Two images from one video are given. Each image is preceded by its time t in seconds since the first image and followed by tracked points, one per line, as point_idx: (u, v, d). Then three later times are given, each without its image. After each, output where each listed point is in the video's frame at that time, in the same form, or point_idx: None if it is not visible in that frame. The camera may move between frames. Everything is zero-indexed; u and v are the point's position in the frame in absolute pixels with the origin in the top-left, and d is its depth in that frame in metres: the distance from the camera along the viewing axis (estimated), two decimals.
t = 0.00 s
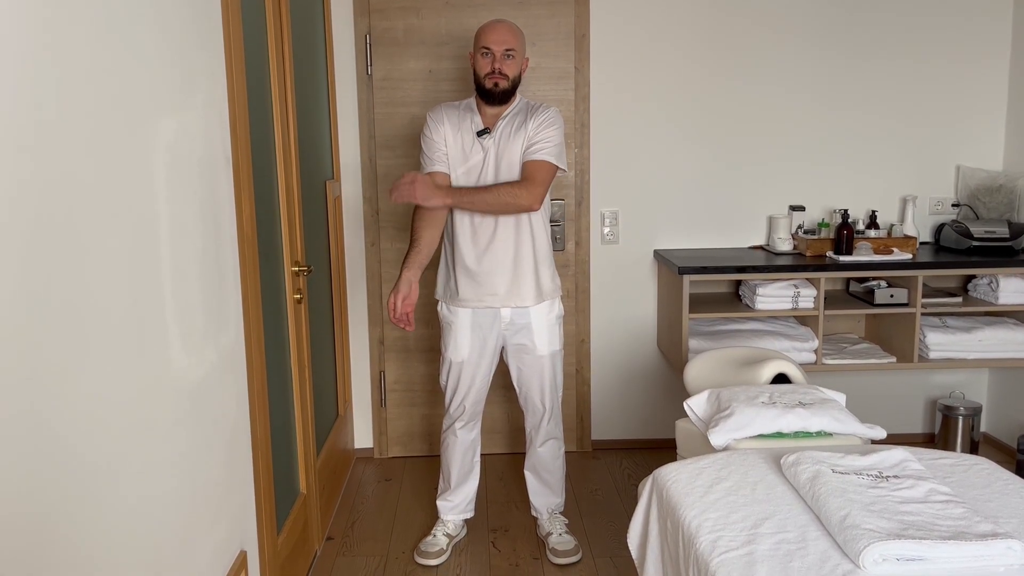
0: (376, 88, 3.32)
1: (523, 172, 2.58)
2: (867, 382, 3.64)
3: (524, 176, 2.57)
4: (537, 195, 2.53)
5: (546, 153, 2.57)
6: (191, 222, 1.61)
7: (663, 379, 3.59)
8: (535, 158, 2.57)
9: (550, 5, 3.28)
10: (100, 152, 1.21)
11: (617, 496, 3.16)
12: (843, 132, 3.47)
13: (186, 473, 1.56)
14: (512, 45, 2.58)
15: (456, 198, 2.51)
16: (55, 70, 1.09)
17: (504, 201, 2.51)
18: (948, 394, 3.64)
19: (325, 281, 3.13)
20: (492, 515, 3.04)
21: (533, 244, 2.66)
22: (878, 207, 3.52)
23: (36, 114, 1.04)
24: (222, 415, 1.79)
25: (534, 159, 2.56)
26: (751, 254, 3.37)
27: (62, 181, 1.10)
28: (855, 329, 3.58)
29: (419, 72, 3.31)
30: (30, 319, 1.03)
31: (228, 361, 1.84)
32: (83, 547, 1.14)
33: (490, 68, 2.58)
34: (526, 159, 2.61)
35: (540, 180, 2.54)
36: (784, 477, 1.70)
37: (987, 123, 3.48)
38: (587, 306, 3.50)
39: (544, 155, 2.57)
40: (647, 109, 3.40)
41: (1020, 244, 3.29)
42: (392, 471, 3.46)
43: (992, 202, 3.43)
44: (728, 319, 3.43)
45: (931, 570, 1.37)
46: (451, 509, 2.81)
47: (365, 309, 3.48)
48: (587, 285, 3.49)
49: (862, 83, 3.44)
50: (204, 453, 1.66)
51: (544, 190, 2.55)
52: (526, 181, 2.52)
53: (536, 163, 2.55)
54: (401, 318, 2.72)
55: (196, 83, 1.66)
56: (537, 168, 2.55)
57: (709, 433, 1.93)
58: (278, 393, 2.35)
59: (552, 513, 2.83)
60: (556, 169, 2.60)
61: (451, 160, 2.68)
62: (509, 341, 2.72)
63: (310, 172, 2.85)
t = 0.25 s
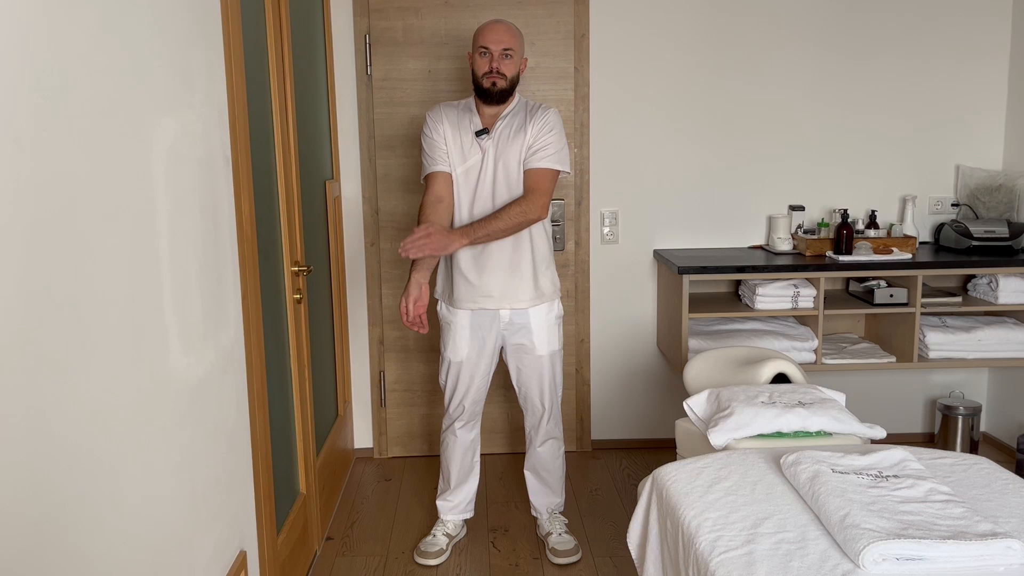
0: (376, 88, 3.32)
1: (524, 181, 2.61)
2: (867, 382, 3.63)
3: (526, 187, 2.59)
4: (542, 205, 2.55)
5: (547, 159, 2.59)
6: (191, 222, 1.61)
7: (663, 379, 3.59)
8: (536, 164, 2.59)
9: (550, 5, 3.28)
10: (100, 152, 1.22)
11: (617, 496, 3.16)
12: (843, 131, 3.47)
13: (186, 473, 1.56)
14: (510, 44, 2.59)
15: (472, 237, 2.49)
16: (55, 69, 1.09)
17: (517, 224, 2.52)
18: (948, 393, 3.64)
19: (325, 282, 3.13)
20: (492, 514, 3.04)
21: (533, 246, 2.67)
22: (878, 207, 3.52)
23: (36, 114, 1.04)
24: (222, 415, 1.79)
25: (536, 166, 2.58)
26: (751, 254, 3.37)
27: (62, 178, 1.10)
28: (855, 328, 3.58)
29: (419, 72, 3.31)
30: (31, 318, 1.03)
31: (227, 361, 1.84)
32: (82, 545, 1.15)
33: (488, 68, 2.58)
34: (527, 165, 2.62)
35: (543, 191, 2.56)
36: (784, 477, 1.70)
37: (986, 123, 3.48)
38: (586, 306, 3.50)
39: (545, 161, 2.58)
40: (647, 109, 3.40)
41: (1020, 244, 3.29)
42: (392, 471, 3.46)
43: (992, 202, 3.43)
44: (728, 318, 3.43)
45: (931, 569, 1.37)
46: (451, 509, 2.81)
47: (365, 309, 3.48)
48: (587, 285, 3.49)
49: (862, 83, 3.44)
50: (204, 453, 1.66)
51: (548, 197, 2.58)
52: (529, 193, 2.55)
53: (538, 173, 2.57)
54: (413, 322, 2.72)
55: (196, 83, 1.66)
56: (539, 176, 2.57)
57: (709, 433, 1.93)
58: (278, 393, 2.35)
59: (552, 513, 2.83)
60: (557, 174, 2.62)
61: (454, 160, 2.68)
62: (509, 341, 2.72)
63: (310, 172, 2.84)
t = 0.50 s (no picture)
0: (376, 88, 3.32)
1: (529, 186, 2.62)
2: (867, 381, 3.63)
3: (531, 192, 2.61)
4: (549, 208, 2.57)
5: (550, 163, 2.59)
6: (191, 222, 1.61)
7: (663, 378, 3.59)
8: (540, 168, 2.60)
9: (550, 4, 3.28)
10: (100, 151, 1.22)
11: (617, 495, 3.16)
12: (843, 131, 3.47)
13: (185, 473, 1.56)
14: (510, 45, 2.59)
15: (489, 245, 2.51)
16: (55, 68, 1.09)
17: (529, 228, 2.54)
18: (948, 393, 3.64)
19: (325, 281, 3.13)
20: (492, 514, 3.04)
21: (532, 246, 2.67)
22: (878, 207, 3.52)
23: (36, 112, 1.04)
24: (222, 415, 1.79)
25: (539, 171, 2.59)
26: (750, 254, 3.37)
27: (62, 177, 1.10)
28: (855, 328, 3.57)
29: (419, 72, 3.31)
30: (30, 317, 1.03)
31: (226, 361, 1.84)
32: (82, 543, 1.15)
33: (488, 68, 2.58)
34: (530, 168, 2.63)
35: (549, 195, 2.58)
36: (784, 477, 1.70)
37: (986, 123, 3.48)
38: (586, 306, 3.50)
39: (548, 165, 2.59)
40: (647, 109, 3.40)
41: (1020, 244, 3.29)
42: (392, 471, 3.46)
43: (992, 201, 3.43)
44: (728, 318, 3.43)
45: (931, 569, 1.37)
46: (451, 509, 2.81)
47: (365, 309, 3.48)
48: (587, 285, 3.49)
49: (862, 82, 3.44)
50: (203, 453, 1.66)
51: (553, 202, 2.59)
52: (535, 199, 2.56)
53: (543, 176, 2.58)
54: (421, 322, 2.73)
55: (196, 83, 1.66)
56: (543, 181, 2.58)
57: (709, 433, 1.93)
58: (277, 393, 2.35)
59: (552, 512, 2.83)
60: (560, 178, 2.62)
61: (454, 161, 2.68)
62: (509, 341, 2.72)
63: (309, 172, 2.84)
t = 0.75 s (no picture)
0: (376, 88, 3.32)
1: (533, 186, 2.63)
2: (867, 381, 3.64)
3: (534, 192, 2.62)
4: (555, 207, 2.58)
5: (552, 164, 2.61)
6: (191, 222, 1.61)
7: (663, 378, 3.59)
8: (542, 170, 2.61)
9: (550, 4, 3.28)
10: (99, 151, 1.22)
11: (617, 495, 3.16)
12: (843, 131, 3.47)
13: (185, 473, 1.56)
14: (509, 48, 2.56)
15: (500, 227, 2.48)
16: (55, 69, 1.09)
17: (536, 222, 2.53)
18: (948, 393, 3.64)
19: (325, 281, 3.13)
20: (492, 514, 3.04)
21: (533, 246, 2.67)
22: (878, 207, 3.52)
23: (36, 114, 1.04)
24: (222, 415, 1.80)
25: (542, 172, 2.61)
26: (750, 254, 3.37)
27: (62, 177, 1.10)
28: (855, 328, 3.58)
29: (419, 72, 3.31)
30: (30, 317, 1.03)
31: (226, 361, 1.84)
32: (82, 544, 1.15)
33: (487, 73, 2.57)
34: (533, 169, 2.64)
35: (553, 195, 2.59)
36: (784, 477, 1.70)
37: (986, 123, 3.49)
38: (586, 306, 3.50)
39: (550, 166, 2.61)
40: (647, 108, 3.40)
41: (1020, 244, 3.29)
42: (392, 471, 3.46)
43: (992, 201, 3.43)
44: (729, 318, 3.43)
45: (931, 569, 1.37)
46: (451, 509, 2.81)
47: (365, 309, 3.48)
48: (587, 285, 3.49)
49: (862, 83, 3.44)
50: (203, 453, 1.66)
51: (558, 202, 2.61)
52: (542, 197, 2.56)
53: (546, 176, 2.59)
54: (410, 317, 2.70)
55: (196, 83, 1.66)
56: (545, 181, 2.59)
57: (709, 432, 1.93)
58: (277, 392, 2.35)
59: (552, 512, 2.83)
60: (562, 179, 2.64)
61: (454, 160, 2.68)
62: (509, 340, 2.72)
63: (309, 171, 2.84)
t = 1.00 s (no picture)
0: (376, 88, 3.32)
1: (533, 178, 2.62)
2: (867, 381, 3.63)
3: (534, 186, 2.61)
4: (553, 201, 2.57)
5: (553, 161, 2.61)
6: (190, 222, 1.61)
7: (663, 378, 3.59)
8: (543, 165, 2.61)
9: (550, 4, 3.28)
10: (99, 151, 1.22)
11: (617, 495, 3.16)
12: (843, 131, 3.47)
13: (185, 473, 1.56)
14: (506, 53, 2.55)
15: (493, 214, 2.45)
16: (54, 70, 1.09)
17: (531, 212, 2.51)
18: (948, 393, 3.64)
19: (325, 281, 3.13)
20: (492, 514, 3.04)
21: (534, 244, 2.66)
22: (878, 207, 3.52)
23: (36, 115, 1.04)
24: (222, 415, 1.79)
25: (543, 166, 2.60)
26: (751, 253, 3.37)
27: (63, 177, 1.11)
28: (855, 328, 3.57)
29: (419, 72, 3.31)
30: (30, 316, 1.03)
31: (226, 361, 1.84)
32: (82, 544, 1.14)
33: (485, 78, 2.57)
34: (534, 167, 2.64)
35: (552, 188, 2.58)
36: (784, 476, 1.70)
37: (986, 123, 3.49)
38: (586, 306, 3.50)
39: (552, 163, 2.60)
40: (646, 108, 3.40)
41: (1020, 243, 3.29)
42: (392, 471, 3.46)
43: (992, 201, 3.43)
44: (729, 318, 3.43)
45: (931, 569, 1.37)
46: (451, 509, 2.81)
47: (365, 308, 3.48)
48: (587, 285, 3.49)
49: (862, 83, 3.44)
50: (203, 454, 1.66)
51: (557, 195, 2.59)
52: (540, 188, 2.55)
53: (545, 171, 2.59)
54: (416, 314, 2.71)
55: (196, 83, 1.66)
56: (545, 175, 2.58)
57: (709, 432, 1.93)
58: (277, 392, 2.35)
59: (552, 512, 2.83)
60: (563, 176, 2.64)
61: (456, 159, 2.68)
62: (509, 340, 2.72)
63: (309, 171, 2.84)
